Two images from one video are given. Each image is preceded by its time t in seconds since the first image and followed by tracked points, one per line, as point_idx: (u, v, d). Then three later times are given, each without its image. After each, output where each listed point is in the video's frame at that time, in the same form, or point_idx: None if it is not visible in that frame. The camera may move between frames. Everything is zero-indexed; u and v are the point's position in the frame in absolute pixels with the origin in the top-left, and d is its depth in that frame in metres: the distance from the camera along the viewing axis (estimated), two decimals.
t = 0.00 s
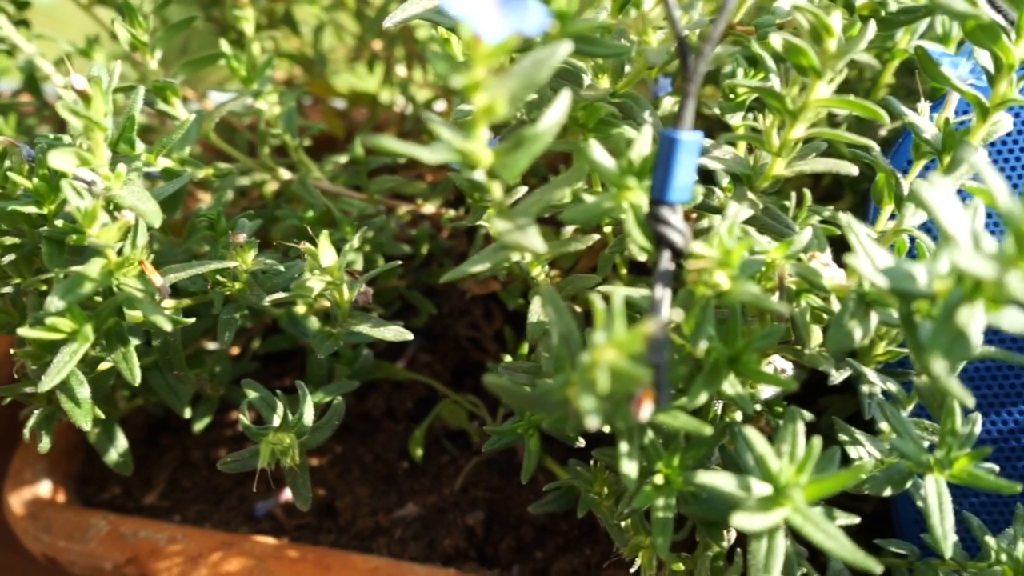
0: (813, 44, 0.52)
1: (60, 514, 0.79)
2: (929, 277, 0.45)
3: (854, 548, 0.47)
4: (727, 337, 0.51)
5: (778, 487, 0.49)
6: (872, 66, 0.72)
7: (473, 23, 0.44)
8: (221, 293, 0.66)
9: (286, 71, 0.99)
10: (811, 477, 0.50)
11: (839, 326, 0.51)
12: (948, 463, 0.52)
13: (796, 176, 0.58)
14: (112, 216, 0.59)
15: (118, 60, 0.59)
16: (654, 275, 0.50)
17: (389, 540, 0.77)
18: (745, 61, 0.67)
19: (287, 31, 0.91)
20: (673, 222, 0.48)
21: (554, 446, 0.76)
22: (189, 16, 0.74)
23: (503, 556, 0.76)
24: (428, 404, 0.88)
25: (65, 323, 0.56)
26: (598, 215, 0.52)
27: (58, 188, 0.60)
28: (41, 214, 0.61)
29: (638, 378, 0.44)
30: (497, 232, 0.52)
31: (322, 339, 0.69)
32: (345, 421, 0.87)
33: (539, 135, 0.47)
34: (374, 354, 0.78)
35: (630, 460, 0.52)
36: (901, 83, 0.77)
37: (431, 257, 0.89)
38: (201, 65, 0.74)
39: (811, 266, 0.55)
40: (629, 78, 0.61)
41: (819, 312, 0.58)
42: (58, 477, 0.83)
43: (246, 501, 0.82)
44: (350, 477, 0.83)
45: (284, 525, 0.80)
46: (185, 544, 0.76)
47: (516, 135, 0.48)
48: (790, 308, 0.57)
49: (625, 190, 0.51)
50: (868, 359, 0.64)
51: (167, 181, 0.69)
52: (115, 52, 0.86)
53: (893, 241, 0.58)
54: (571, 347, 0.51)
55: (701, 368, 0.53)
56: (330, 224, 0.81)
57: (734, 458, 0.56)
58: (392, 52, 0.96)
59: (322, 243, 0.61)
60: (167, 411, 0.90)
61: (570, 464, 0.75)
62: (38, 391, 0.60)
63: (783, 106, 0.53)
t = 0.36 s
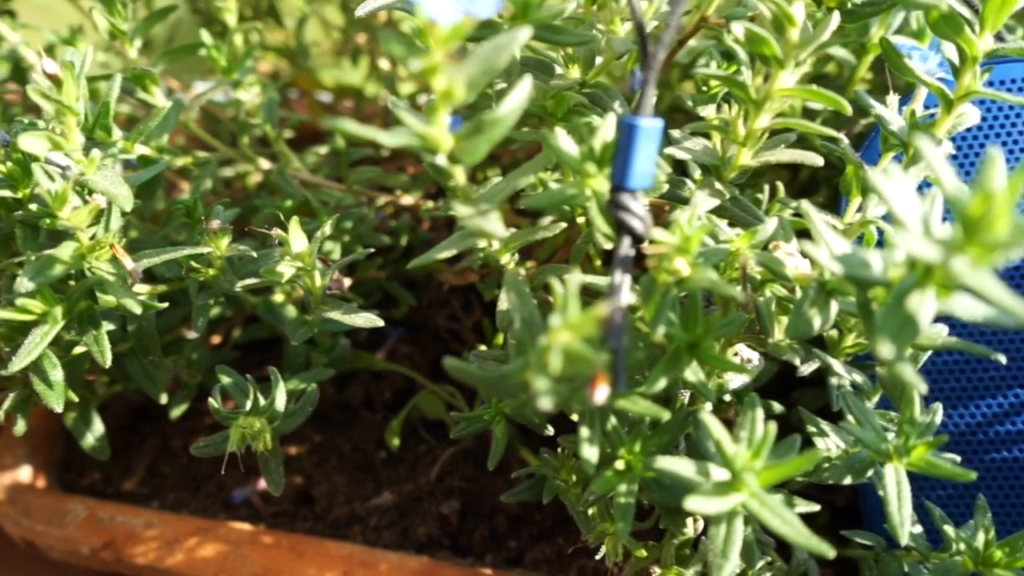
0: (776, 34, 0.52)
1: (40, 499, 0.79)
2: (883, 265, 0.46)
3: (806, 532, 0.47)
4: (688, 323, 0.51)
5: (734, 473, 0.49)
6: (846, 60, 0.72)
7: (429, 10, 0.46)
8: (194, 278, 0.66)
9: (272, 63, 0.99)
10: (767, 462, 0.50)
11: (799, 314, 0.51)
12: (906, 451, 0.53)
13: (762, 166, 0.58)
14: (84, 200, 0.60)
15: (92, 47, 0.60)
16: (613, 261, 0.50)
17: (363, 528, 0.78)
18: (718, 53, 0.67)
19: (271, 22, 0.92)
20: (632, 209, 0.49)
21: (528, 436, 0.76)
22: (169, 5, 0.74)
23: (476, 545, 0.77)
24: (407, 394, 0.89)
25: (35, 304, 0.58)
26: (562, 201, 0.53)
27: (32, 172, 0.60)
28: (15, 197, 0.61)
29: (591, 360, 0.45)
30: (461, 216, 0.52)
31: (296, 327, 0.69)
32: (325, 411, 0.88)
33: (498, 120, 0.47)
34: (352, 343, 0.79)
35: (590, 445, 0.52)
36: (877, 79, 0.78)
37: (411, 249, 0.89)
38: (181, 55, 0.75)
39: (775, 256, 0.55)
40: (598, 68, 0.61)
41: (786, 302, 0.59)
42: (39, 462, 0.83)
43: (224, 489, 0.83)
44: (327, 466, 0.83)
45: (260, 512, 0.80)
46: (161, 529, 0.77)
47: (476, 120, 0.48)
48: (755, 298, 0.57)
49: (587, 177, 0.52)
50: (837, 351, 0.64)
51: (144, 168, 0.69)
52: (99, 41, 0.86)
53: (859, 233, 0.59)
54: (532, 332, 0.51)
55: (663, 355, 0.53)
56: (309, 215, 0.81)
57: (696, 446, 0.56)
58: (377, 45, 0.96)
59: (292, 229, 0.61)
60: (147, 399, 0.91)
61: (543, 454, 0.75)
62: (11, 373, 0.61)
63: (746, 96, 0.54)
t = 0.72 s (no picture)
0: (740, 23, 0.52)
1: (18, 485, 0.80)
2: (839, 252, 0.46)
3: (762, 517, 0.47)
4: (650, 311, 0.52)
5: (693, 458, 0.49)
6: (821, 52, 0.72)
7: None
8: (169, 265, 0.67)
9: (257, 55, 1.00)
10: (725, 448, 0.51)
11: (760, 302, 0.52)
12: (865, 438, 0.53)
13: (728, 156, 0.59)
14: (58, 184, 0.60)
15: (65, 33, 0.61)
16: (575, 247, 0.50)
17: (340, 516, 0.79)
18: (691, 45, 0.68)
19: (254, 14, 0.92)
20: (594, 196, 0.49)
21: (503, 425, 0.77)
22: None
23: (451, 534, 0.77)
24: (387, 384, 0.89)
25: (6, 288, 0.59)
26: (527, 188, 0.53)
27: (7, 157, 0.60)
28: None
29: (547, 344, 0.45)
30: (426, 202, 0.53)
31: (271, 314, 0.70)
32: (305, 400, 0.88)
33: (459, 106, 0.48)
34: (329, 332, 0.79)
35: (553, 431, 0.52)
36: (852, 72, 0.78)
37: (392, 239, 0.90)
38: (161, 44, 0.75)
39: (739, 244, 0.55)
40: (569, 58, 0.62)
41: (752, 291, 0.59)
42: (19, 448, 0.84)
43: (203, 476, 0.83)
44: (306, 454, 0.84)
45: (238, 499, 0.81)
46: (139, 515, 0.77)
47: (437, 106, 0.49)
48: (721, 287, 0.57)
49: (551, 165, 0.52)
50: (807, 341, 0.64)
51: (121, 155, 0.70)
52: (83, 32, 0.87)
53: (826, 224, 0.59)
54: (495, 318, 0.52)
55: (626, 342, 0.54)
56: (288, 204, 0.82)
57: (661, 433, 0.56)
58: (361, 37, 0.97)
59: (263, 215, 0.61)
60: (129, 388, 0.91)
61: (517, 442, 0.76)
62: None
63: (710, 85, 0.54)
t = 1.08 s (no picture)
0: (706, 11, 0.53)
1: None
2: (799, 238, 0.46)
3: (721, 502, 0.48)
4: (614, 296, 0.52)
5: (654, 444, 0.50)
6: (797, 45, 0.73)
7: None
8: (145, 251, 0.67)
9: (243, 47, 1.00)
10: (687, 434, 0.51)
11: (723, 290, 0.52)
12: (827, 427, 0.53)
13: (697, 144, 0.59)
14: (31, 169, 0.60)
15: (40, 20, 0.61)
16: (539, 233, 0.50)
17: (316, 504, 0.79)
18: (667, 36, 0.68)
19: (238, 6, 0.93)
20: (557, 181, 0.49)
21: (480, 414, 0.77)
22: None
23: (427, 523, 0.78)
24: (367, 374, 0.90)
25: None
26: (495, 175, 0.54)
27: None
28: None
29: (506, 327, 0.45)
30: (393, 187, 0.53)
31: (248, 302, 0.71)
32: (285, 390, 0.88)
33: (424, 90, 0.48)
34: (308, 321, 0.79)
35: (517, 417, 0.53)
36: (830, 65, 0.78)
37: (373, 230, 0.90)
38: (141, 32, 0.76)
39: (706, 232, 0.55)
40: (542, 47, 0.62)
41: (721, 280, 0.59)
42: None
43: (182, 464, 0.84)
44: (285, 443, 0.84)
45: (216, 487, 0.81)
46: (116, 502, 0.77)
47: (402, 90, 0.49)
48: (689, 275, 0.58)
49: (518, 151, 0.52)
50: (779, 333, 0.64)
51: (99, 143, 0.70)
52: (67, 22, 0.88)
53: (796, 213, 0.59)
54: (459, 304, 0.52)
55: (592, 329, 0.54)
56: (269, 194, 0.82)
57: (628, 421, 0.57)
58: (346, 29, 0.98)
59: (235, 201, 0.61)
60: (111, 377, 0.92)
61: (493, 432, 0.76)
62: None
63: (677, 73, 0.55)
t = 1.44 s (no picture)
0: None
1: None
2: (760, 225, 0.46)
3: (682, 488, 0.48)
4: (578, 283, 0.52)
5: (618, 431, 0.50)
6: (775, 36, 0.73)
7: None
8: (120, 238, 0.67)
9: (228, 39, 1.01)
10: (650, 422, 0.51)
11: (688, 277, 0.52)
12: (791, 416, 0.53)
13: (668, 134, 0.59)
14: (5, 156, 0.61)
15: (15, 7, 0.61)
16: (504, 219, 0.51)
17: (294, 493, 0.79)
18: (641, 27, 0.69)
19: None
20: (522, 167, 0.49)
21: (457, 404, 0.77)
22: None
23: (404, 512, 0.78)
24: (349, 365, 0.90)
25: None
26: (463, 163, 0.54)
27: None
28: None
29: (466, 313, 0.46)
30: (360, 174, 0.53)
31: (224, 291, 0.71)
32: (267, 379, 0.89)
33: (387, 76, 0.48)
34: (288, 311, 0.80)
35: (483, 403, 0.53)
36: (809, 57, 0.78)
37: (355, 221, 0.90)
38: (120, 22, 0.76)
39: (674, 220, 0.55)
40: (514, 36, 0.62)
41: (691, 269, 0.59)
42: None
43: (162, 453, 0.84)
44: (265, 432, 0.85)
45: (196, 475, 0.81)
46: (95, 489, 0.78)
47: (365, 76, 0.49)
48: (657, 263, 0.58)
49: (486, 138, 0.53)
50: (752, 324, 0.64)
51: (76, 131, 0.71)
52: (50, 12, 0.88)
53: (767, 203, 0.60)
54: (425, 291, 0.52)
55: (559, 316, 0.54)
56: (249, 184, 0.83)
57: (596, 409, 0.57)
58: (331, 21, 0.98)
59: (208, 188, 0.62)
60: (94, 366, 0.92)
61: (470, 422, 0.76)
62: None
63: (645, 61, 0.55)
